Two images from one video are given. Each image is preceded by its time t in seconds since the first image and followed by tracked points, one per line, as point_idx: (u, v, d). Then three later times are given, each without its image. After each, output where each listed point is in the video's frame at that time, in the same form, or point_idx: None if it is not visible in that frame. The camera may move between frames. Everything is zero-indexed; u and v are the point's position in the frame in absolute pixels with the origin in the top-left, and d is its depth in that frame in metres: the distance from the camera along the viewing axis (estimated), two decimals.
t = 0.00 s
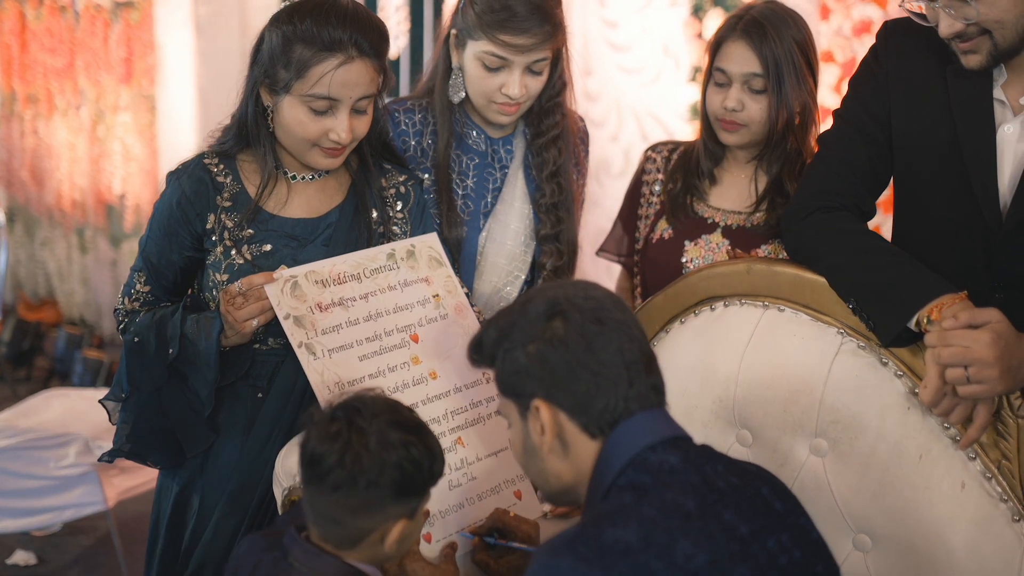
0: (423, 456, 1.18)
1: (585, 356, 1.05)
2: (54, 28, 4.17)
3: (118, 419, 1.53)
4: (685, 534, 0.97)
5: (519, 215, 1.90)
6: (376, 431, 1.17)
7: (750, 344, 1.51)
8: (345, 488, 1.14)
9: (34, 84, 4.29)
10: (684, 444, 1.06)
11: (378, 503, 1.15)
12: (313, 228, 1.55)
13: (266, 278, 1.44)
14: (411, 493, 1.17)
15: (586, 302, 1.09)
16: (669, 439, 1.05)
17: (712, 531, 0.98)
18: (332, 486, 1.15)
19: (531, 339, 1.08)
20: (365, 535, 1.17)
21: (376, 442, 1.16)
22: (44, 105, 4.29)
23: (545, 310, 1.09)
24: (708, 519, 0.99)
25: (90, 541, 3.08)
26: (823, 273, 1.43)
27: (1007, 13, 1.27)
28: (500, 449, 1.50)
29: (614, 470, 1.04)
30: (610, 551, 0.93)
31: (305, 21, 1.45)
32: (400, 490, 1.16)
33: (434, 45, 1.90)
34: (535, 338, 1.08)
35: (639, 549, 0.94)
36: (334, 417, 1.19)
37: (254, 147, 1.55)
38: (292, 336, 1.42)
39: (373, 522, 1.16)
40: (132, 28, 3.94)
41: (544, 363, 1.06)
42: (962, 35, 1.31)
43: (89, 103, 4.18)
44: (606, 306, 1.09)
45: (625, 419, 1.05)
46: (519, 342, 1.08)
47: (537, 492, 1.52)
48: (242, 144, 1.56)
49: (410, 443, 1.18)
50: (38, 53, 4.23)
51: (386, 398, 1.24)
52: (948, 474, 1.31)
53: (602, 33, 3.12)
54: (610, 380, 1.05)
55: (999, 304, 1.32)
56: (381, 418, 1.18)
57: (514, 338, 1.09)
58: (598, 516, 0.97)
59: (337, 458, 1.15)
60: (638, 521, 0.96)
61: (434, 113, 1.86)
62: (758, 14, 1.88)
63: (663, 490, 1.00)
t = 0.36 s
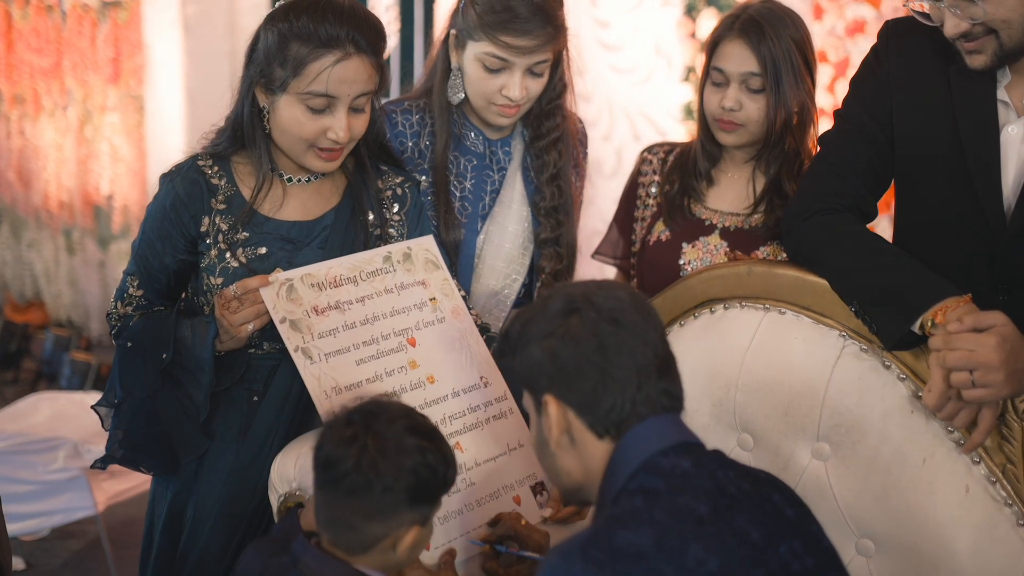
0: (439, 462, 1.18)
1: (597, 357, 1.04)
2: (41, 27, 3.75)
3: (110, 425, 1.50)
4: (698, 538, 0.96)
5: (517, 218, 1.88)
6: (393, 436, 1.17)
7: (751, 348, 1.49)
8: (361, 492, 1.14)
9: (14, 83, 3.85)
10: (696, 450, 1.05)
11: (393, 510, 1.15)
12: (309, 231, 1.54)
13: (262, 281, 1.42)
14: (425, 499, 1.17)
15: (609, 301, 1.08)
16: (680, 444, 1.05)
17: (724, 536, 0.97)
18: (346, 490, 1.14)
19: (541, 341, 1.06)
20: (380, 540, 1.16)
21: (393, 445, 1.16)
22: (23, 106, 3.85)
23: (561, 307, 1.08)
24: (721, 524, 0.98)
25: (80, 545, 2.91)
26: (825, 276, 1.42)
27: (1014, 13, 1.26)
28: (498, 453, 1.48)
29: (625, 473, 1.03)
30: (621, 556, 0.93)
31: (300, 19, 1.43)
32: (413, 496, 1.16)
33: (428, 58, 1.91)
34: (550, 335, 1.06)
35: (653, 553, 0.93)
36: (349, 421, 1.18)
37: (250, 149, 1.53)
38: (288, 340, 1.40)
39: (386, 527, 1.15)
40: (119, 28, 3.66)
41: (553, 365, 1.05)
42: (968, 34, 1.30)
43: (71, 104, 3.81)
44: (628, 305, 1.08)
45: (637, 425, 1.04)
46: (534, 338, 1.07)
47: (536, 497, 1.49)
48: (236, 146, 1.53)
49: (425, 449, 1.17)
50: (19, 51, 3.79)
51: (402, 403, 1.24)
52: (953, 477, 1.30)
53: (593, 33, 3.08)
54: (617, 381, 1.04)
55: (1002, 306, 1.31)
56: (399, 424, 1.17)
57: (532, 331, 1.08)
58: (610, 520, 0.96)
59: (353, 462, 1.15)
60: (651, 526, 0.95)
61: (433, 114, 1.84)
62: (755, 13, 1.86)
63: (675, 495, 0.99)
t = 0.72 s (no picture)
0: (437, 456, 1.18)
1: (599, 350, 1.03)
2: (29, 25, 3.57)
3: (101, 422, 1.48)
4: (701, 532, 0.95)
5: (511, 213, 1.87)
6: (389, 428, 1.16)
7: (746, 343, 1.48)
8: (357, 486, 1.13)
9: None
10: (697, 444, 1.04)
11: (391, 505, 1.14)
12: (302, 226, 1.52)
13: (254, 277, 1.40)
14: (425, 494, 1.17)
15: (610, 296, 1.07)
16: (681, 438, 1.04)
17: (726, 529, 0.97)
18: (345, 487, 1.13)
19: (542, 334, 1.06)
20: (381, 537, 1.15)
21: (393, 440, 1.15)
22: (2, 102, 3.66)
23: (561, 301, 1.07)
24: (723, 517, 0.97)
25: (69, 545, 2.88)
26: (820, 271, 1.42)
27: (1013, 5, 1.26)
28: (492, 449, 1.47)
29: (625, 469, 1.02)
30: (625, 549, 0.93)
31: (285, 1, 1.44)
32: (413, 491, 1.15)
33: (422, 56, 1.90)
34: (552, 328, 1.06)
35: (656, 547, 0.93)
36: (347, 416, 1.17)
37: (240, 145, 1.53)
38: (280, 337, 1.39)
39: (387, 523, 1.14)
40: (108, 27, 3.56)
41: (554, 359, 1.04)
42: (966, 27, 1.30)
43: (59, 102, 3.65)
44: (627, 299, 1.07)
45: (639, 420, 1.03)
46: (534, 331, 1.07)
47: (531, 494, 1.48)
48: (228, 141, 1.54)
49: (424, 443, 1.17)
50: None
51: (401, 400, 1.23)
52: (949, 473, 1.29)
53: (584, 30, 3.05)
54: (618, 374, 1.03)
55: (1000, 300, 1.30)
56: (397, 419, 1.17)
57: (531, 325, 1.07)
58: (612, 513, 0.96)
59: (351, 457, 1.13)
60: (654, 519, 0.95)
61: (426, 109, 1.83)
62: (750, 6, 1.86)
63: (677, 489, 0.98)
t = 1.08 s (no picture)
0: (437, 451, 1.18)
1: (591, 344, 1.03)
2: (19, 26, 3.55)
3: (90, 416, 1.47)
4: (693, 522, 0.95)
5: (501, 210, 1.88)
6: (389, 425, 1.16)
7: (736, 338, 1.49)
8: (359, 481, 1.13)
9: None
10: (688, 437, 1.04)
11: (392, 500, 1.14)
12: (294, 222, 1.52)
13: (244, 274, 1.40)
14: (425, 489, 1.17)
15: (599, 290, 1.08)
16: (673, 431, 1.04)
17: (718, 520, 0.96)
18: (346, 481, 1.13)
19: (533, 328, 1.06)
20: (380, 532, 1.15)
21: (392, 436, 1.15)
22: None
23: (552, 296, 1.07)
24: (715, 509, 0.97)
25: (59, 545, 2.86)
26: (810, 266, 1.43)
27: (1003, 1, 1.27)
28: (482, 446, 1.47)
29: (619, 461, 1.02)
30: (619, 540, 0.92)
31: None
32: (413, 486, 1.15)
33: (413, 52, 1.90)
34: (543, 323, 1.06)
35: (649, 538, 0.93)
36: (347, 412, 1.18)
37: (238, 141, 1.53)
38: (271, 333, 1.39)
39: (385, 518, 1.14)
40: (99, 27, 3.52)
41: (546, 352, 1.04)
42: (955, 23, 1.30)
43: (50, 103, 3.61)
44: (616, 293, 1.08)
45: (630, 411, 1.04)
46: (526, 326, 1.06)
47: (521, 490, 1.48)
48: (223, 135, 1.53)
49: (423, 438, 1.17)
50: None
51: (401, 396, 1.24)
52: (938, 467, 1.30)
53: (573, 30, 3.05)
54: (612, 367, 1.03)
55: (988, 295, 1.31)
56: (395, 413, 1.17)
57: (521, 321, 1.07)
58: (605, 505, 0.96)
59: (351, 453, 1.14)
60: (647, 510, 0.95)
61: (416, 106, 1.83)
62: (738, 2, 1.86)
63: (669, 481, 0.98)
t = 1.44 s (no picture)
0: (438, 455, 1.20)
1: (580, 346, 1.05)
2: (16, 29, 3.56)
3: (86, 414, 1.48)
4: (679, 523, 0.96)
5: (493, 213, 1.89)
6: (392, 428, 1.18)
7: (726, 340, 1.50)
8: (363, 480, 1.14)
9: None
10: (675, 438, 1.05)
11: (393, 500, 1.15)
12: (291, 226, 1.54)
13: (239, 277, 1.41)
14: (425, 490, 1.19)
15: (587, 293, 1.09)
16: (660, 432, 1.05)
17: (704, 520, 0.97)
18: (350, 479, 1.14)
19: (521, 332, 1.07)
20: (378, 533, 1.16)
21: (394, 437, 1.17)
22: None
23: (541, 300, 1.08)
24: (701, 509, 0.98)
25: (56, 545, 2.87)
26: (799, 269, 1.44)
27: (989, 7, 1.28)
28: (475, 446, 1.49)
29: (606, 462, 1.04)
30: (604, 542, 0.93)
31: (295, 11, 1.46)
32: (414, 487, 1.17)
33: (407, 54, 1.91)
34: (532, 326, 1.07)
35: (636, 538, 0.94)
36: (349, 414, 1.19)
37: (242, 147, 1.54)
38: (265, 335, 1.40)
39: (386, 517, 1.15)
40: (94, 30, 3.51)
41: (534, 357, 1.06)
42: (942, 28, 1.32)
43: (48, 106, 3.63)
44: (603, 296, 1.09)
45: (618, 413, 1.05)
46: (515, 329, 1.08)
47: (512, 490, 1.49)
48: (227, 139, 1.54)
49: (424, 440, 1.19)
50: None
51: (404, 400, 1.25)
52: (924, 468, 1.31)
53: (567, 32, 3.07)
54: (601, 370, 1.04)
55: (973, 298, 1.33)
56: (396, 416, 1.19)
57: (510, 324, 1.08)
58: (592, 506, 0.97)
59: (353, 454, 1.15)
60: (634, 512, 0.96)
61: (411, 110, 1.84)
62: (724, 7, 1.88)
63: (655, 482, 0.99)
